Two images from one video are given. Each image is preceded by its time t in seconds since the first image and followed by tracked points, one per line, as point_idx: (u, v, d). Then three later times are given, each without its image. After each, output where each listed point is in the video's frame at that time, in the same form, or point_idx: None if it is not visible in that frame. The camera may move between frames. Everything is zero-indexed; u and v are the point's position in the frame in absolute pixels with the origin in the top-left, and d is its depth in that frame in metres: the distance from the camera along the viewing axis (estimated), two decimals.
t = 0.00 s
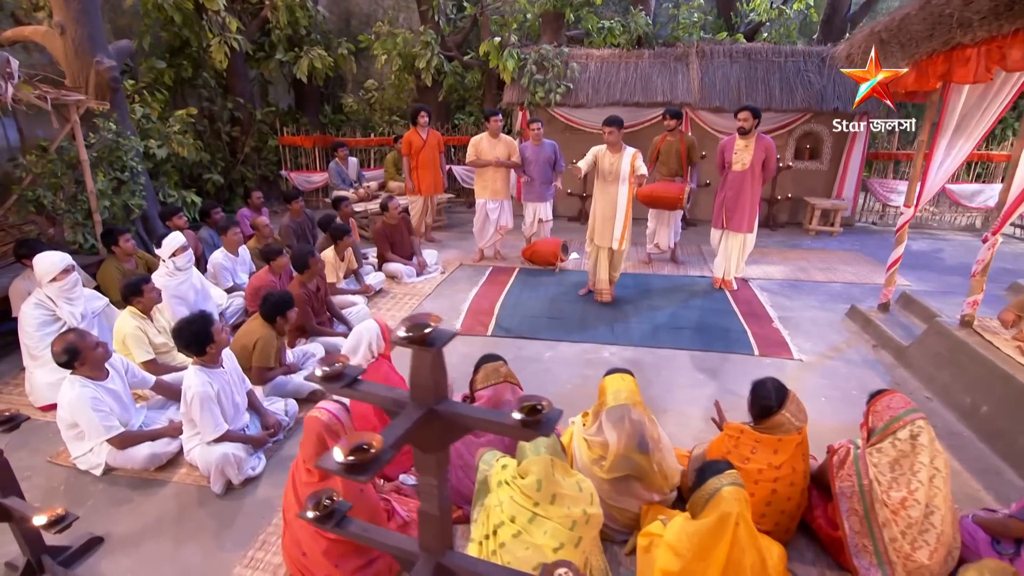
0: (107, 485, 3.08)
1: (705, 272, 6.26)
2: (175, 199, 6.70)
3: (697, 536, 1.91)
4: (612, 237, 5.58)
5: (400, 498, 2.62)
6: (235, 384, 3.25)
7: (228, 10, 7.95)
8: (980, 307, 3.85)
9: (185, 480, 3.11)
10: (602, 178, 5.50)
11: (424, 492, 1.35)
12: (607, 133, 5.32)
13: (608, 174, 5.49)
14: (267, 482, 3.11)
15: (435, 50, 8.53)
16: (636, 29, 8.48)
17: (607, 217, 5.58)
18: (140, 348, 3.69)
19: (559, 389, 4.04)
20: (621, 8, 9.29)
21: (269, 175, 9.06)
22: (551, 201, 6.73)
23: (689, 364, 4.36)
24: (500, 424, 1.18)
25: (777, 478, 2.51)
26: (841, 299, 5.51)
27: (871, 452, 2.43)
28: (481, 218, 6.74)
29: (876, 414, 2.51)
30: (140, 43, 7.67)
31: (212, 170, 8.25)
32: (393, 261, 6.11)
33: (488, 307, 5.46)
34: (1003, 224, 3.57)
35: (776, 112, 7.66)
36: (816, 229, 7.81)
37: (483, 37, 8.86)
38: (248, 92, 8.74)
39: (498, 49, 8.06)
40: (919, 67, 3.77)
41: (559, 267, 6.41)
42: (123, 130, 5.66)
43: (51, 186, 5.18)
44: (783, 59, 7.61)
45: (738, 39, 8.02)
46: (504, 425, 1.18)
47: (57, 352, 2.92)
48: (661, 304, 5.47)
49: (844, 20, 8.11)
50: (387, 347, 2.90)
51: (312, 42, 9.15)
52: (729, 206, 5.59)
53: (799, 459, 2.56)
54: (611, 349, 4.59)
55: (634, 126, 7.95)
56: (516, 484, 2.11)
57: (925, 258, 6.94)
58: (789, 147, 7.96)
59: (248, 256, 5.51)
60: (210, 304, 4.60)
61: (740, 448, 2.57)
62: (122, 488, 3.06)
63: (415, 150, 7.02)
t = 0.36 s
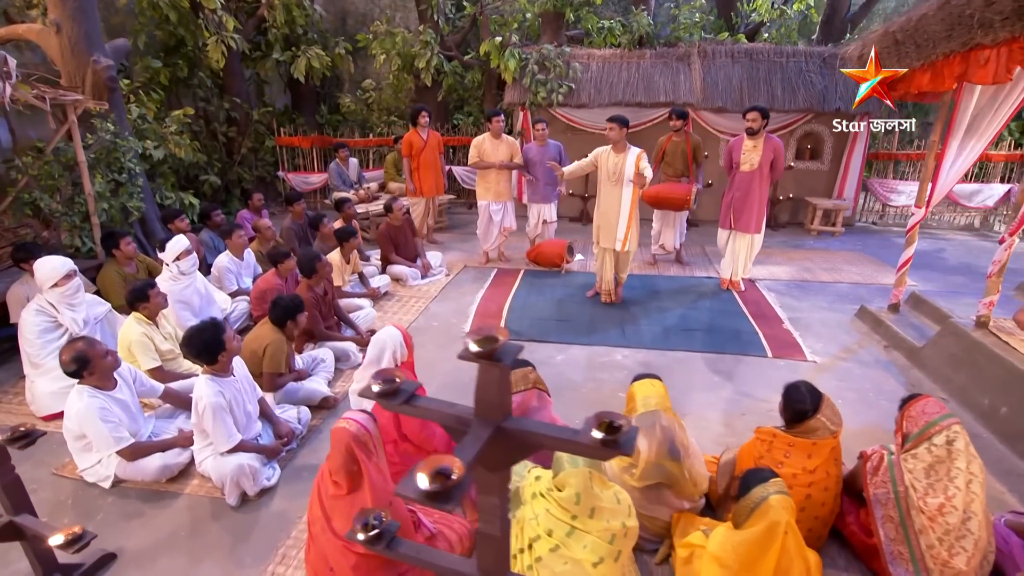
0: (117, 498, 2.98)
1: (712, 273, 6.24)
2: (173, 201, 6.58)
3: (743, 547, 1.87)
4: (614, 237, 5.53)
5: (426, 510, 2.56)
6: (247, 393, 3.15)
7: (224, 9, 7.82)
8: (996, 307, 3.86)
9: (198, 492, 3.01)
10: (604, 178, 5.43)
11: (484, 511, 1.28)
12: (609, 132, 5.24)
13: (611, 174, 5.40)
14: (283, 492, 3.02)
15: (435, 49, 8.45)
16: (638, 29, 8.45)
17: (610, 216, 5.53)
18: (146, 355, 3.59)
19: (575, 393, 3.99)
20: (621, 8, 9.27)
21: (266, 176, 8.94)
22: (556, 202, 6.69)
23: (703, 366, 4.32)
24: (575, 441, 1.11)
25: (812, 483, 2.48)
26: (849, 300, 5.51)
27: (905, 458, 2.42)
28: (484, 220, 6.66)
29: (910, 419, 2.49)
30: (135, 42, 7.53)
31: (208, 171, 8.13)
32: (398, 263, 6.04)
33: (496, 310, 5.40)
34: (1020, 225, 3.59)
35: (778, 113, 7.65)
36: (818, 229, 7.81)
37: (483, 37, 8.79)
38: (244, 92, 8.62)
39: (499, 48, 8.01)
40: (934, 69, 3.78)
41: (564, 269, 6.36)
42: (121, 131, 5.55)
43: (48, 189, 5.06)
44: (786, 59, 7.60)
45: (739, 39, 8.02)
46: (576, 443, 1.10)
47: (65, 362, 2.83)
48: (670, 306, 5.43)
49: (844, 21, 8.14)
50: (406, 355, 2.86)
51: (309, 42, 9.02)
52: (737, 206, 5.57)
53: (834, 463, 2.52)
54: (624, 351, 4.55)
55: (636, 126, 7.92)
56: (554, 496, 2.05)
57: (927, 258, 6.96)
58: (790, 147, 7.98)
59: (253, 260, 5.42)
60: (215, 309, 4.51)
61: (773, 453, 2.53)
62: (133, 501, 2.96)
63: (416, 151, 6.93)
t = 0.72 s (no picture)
0: (127, 511, 2.88)
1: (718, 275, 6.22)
2: (170, 203, 6.46)
3: (791, 560, 1.84)
4: (616, 238, 5.49)
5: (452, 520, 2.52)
6: (260, 401, 3.06)
7: (221, 7, 7.70)
8: (1010, 308, 3.87)
9: (211, 505, 2.92)
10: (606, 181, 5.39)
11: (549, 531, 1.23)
12: (612, 134, 5.20)
13: (614, 178, 5.37)
14: (299, 504, 2.93)
15: (434, 49, 8.37)
16: (638, 30, 8.43)
17: (612, 217, 5.49)
18: (153, 363, 3.49)
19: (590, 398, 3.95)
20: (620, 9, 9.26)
21: (263, 177, 8.82)
22: (559, 204, 6.64)
23: (717, 369, 4.30)
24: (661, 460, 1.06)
25: (844, 484, 2.52)
26: (856, 301, 5.51)
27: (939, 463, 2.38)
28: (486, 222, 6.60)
29: (944, 424, 2.46)
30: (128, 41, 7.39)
31: (204, 173, 8.01)
32: (402, 265, 5.96)
33: (503, 313, 5.34)
34: None
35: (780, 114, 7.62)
36: (819, 230, 7.83)
37: (483, 37, 8.73)
38: (240, 92, 8.50)
39: (499, 49, 7.95)
40: (946, 71, 3.79)
41: (569, 271, 6.31)
42: (119, 132, 5.44)
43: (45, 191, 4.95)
44: (786, 60, 7.61)
45: (740, 41, 8.03)
46: (658, 461, 1.06)
47: (73, 371, 2.73)
48: (679, 308, 5.40)
49: (843, 22, 8.17)
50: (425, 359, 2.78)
51: (306, 41, 8.91)
52: (744, 208, 5.56)
53: (864, 466, 2.55)
54: (636, 355, 4.51)
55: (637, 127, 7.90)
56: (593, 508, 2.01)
57: (928, 259, 6.99)
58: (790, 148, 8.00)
59: (259, 263, 5.42)
60: (220, 315, 4.43)
61: (805, 455, 2.54)
62: (144, 514, 2.87)
63: (417, 153, 6.84)
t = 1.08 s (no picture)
0: (138, 525, 2.79)
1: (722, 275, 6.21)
2: (167, 205, 6.33)
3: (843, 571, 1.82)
4: (619, 238, 5.34)
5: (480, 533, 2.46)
6: (275, 410, 2.97)
7: (215, 6, 7.57)
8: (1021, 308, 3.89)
9: (226, 517, 2.83)
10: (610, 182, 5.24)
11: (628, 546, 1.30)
12: (616, 134, 5.07)
13: (618, 179, 5.22)
14: (318, 515, 2.85)
15: (432, 49, 8.30)
16: (637, 30, 8.43)
17: (616, 217, 5.34)
18: (160, 370, 3.39)
19: (605, 402, 3.91)
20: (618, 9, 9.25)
21: (258, 178, 8.68)
22: (562, 206, 6.59)
23: (730, 371, 4.28)
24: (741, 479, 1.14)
25: (876, 487, 2.46)
26: (862, 301, 5.53)
27: (974, 466, 2.35)
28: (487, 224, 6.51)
29: (978, 427, 2.44)
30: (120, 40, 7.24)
31: (199, 174, 7.87)
32: (405, 268, 5.88)
33: (511, 316, 5.28)
34: None
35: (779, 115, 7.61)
36: (819, 230, 7.86)
37: (481, 37, 8.66)
38: (235, 92, 8.37)
39: (499, 48, 7.90)
40: (961, 70, 3.79)
41: (574, 272, 6.27)
42: (115, 133, 5.31)
43: (40, 194, 4.82)
44: (786, 61, 7.64)
45: (739, 41, 8.05)
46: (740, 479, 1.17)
47: (82, 382, 2.62)
48: (687, 309, 5.38)
49: (840, 23, 8.21)
50: (447, 362, 2.71)
51: (301, 41, 8.79)
52: (750, 208, 5.54)
53: (894, 467, 2.48)
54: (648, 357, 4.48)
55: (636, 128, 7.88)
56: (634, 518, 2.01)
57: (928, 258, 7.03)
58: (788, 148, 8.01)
59: (261, 267, 5.29)
60: (224, 320, 4.34)
61: (834, 459, 2.50)
62: (157, 528, 2.78)
63: (417, 153, 6.76)
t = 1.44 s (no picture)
0: (153, 540, 2.70)
1: (728, 276, 6.21)
2: (164, 207, 6.20)
3: None
4: (626, 239, 5.24)
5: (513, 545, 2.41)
6: (294, 418, 2.90)
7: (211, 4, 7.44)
8: None
9: (245, 530, 2.75)
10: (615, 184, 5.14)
11: None
12: (622, 135, 4.97)
13: (625, 181, 5.13)
14: (339, 526, 2.79)
15: (432, 49, 8.23)
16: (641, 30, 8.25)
17: (622, 218, 5.25)
18: (169, 378, 3.30)
19: (622, 406, 3.87)
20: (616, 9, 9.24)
21: (255, 179, 8.55)
22: (567, 206, 6.55)
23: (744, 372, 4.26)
24: (854, 497, 1.02)
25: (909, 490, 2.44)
26: (868, 300, 5.54)
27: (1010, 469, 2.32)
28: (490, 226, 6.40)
29: (1012, 430, 2.40)
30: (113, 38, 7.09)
31: (195, 175, 7.74)
32: (410, 270, 5.80)
33: (519, 318, 5.23)
34: None
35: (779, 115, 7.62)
36: (819, 230, 7.90)
37: (481, 37, 8.60)
38: (230, 92, 8.24)
39: (499, 48, 7.85)
40: (975, 72, 3.80)
41: (579, 273, 6.23)
42: (113, 134, 5.19)
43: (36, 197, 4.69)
44: (786, 61, 7.66)
45: (739, 41, 8.07)
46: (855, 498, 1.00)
47: (94, 393, 2.53)
48: (695, 310, 5.36)
49: (838, 24, 8.27)
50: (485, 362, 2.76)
51: (298, 40, 8.68)
52: (757, 208, 5.53)
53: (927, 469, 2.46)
54: (661, 359, 4.45)
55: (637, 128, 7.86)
56: (678, 529, 1.98)
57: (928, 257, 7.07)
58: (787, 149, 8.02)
59: (263, 270, 5.15)
60: (231, 325, 4.25)
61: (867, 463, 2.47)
62: (174, 542, 2.69)
63: (418, 154, 6.69)
